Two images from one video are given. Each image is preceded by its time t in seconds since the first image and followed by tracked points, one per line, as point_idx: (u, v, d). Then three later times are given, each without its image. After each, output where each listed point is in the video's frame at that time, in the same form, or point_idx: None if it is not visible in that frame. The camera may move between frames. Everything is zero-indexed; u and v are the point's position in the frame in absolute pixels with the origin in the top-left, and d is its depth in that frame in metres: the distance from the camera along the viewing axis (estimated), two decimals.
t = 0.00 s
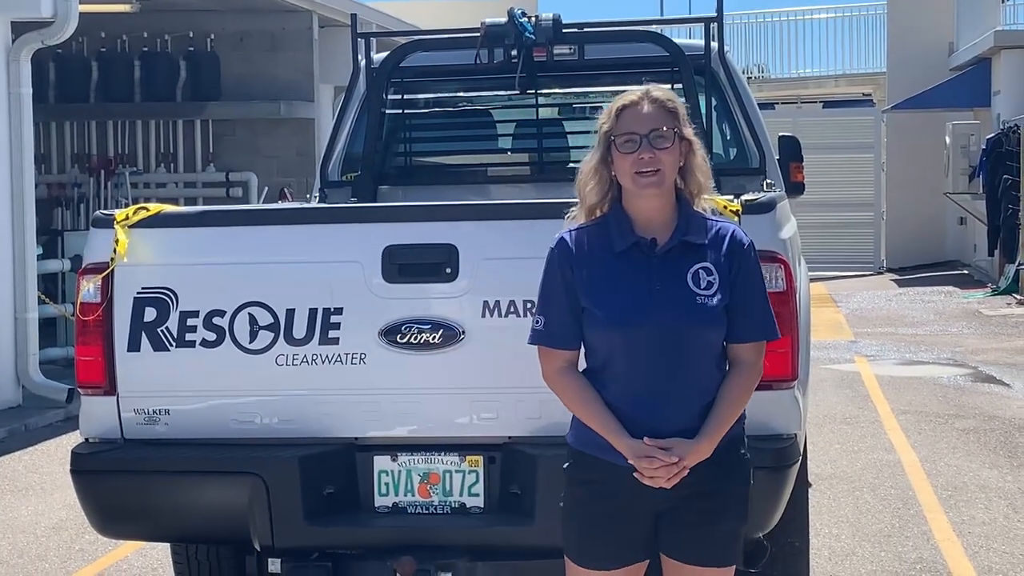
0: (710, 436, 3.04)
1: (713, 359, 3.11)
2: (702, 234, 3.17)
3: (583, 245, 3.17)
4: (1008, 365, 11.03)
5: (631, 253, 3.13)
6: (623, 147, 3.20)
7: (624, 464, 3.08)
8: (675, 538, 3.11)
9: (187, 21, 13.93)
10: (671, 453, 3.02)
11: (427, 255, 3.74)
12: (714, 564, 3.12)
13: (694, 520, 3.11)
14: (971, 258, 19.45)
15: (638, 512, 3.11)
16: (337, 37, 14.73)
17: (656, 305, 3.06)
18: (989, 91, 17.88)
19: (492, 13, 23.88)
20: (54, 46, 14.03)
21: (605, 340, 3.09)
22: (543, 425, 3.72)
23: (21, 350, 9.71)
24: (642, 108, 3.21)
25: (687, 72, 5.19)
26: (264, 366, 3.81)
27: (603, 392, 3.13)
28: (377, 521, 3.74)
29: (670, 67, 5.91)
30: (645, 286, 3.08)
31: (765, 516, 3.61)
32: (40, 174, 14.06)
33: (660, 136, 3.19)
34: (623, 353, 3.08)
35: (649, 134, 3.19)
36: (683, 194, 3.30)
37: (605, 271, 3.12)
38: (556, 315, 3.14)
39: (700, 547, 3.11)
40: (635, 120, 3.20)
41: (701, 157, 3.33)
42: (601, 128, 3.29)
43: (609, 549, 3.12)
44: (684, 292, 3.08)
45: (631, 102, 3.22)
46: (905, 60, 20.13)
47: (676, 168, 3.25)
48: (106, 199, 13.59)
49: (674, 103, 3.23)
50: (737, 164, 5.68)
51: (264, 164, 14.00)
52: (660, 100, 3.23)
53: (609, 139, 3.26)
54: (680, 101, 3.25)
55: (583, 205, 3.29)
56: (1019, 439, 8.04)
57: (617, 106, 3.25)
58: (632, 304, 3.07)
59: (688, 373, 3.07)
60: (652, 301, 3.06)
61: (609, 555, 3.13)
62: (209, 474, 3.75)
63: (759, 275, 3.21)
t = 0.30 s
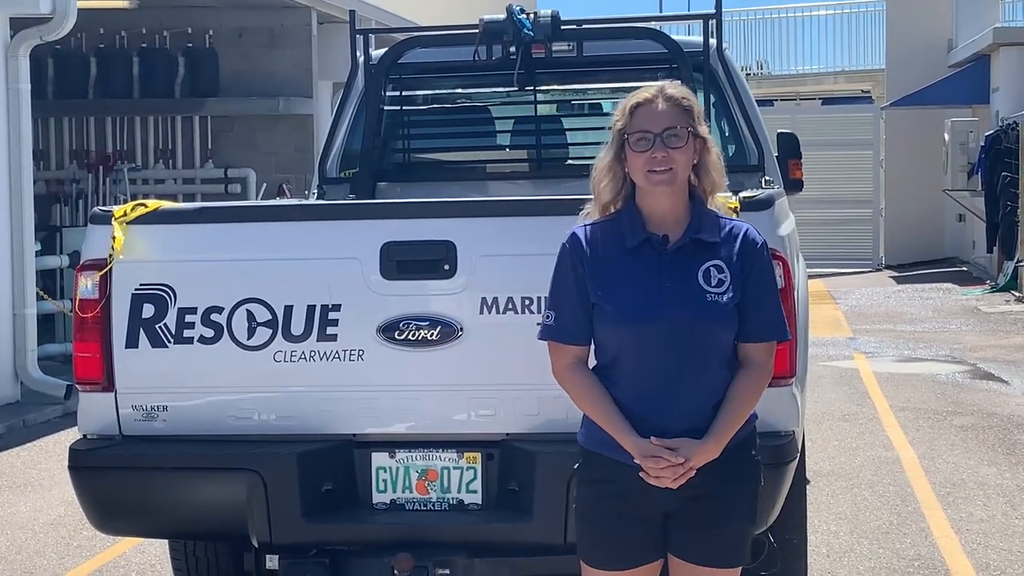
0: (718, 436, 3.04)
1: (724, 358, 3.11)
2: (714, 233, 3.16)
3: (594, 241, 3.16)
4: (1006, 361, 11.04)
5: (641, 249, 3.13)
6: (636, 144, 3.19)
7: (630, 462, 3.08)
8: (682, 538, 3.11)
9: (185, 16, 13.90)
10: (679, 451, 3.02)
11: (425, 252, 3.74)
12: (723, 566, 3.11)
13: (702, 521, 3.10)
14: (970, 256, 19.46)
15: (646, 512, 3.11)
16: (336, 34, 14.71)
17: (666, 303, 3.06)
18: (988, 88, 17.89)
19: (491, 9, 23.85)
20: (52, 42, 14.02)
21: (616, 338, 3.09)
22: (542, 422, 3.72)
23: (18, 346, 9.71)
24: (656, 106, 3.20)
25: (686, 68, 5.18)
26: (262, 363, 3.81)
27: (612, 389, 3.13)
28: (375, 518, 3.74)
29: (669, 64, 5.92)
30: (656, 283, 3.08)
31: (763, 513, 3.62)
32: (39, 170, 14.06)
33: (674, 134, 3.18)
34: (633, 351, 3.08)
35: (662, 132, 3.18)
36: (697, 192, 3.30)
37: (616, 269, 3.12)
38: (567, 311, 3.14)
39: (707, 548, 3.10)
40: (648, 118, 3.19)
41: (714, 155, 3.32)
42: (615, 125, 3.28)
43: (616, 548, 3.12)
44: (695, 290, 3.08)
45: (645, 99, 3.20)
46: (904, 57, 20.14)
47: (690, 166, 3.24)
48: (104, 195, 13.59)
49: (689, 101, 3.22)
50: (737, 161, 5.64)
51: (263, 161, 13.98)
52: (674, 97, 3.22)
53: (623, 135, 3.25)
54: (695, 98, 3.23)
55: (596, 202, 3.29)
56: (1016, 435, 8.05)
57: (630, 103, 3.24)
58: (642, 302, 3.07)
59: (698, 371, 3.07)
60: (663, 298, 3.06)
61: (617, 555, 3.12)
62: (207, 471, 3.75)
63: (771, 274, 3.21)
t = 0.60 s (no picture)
0: (725, 437, 3.03)
1: (732, 357, 3.10)
2: (723, 231, 3.15)
3: (602, 239, 3.16)
4: (1006, 360, 11.04)
5: (649, 247, 3.12)
6: (644, 141, 3.20)
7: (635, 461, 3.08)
8: (686, 539, 3.11)
9: (185, 14, 13.91)
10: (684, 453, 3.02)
11: (425, 250, 3.74)
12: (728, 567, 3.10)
13: (706, 522, 3.09)
14: (970, 254, 19.45)
15: (649, 513, 3.11)
16: (336, 32, 14.71)
17: (672, 301, 3.05)
18: (988, 87, 17.88)
19: (491, 8, 23.83)
20: (52, 40, 14.01)
21: (622, 336, 3.09)
22: (542, 420, 3.71)
23: (19, 344, 9.71)
24: (665, 103, 3.20)
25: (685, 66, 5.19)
26: (262, 360, 3.81)
27: (619, 388, 3.13)
28: (375, 516, 3.74)
29: (670, 62, 5.93)
30: (663, 282, 3.08)
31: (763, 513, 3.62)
32: (39, 167, 14.07)
33: (682, 131, 3.18)
34: (639, 349, 3.08)
35: (670, 129, 3.18)
36: (708, 192, 3.30)
37: (622, 266, 3.11)
38: (574, 308, 3.14)
39: (712, 549, 3.09)
40: (657, 115, 3.19)
41: (725, 154, 3.32)
42: (625, 123, 3.28)
43: (620, 548, 3.13)
44: (702, 289, 3.07)
45: (654, 96, 3.21)
46: (905, 55, 20.14)
47: (699, 164, 3.23)
48: (104, 193, 13.59)
49: (698, 98, 3.22)
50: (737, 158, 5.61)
51: (263, 159, 13.97)
52: (683, 95, 3.21)
53: (631, 133, 3.25)
54: (704, 96, 3.24)
55: (606, 201, 3.29)
56: (1016, 434, 8.05)
57: (639, 100, 3.24)
58: (648, 300, 3.06)
59: (704, 371, 3.07)
60: (669, 297, 3.06)
61: (621, 555, 3.13)
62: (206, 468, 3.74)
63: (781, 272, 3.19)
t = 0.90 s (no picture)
0: (723, 439, 3.02)
1: (732, 358, 3.08)
2: (724, 232, 3.14)
3: (604, 239, 3.17)
4: (1007, 359, 11.04)
5: (650, 248, 3.12)
6: (647, 143, 3.19)
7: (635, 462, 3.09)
8: (689, 539, 3.11)
9: (186, 12, 13.92)
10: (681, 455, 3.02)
11: (426, 248, 3.74)
12: (731, 568, 3.10)
13: (708, 522, 3.09)
14: (970, 254, 19.44)
15: (652, 512, 3.11)
16: (337, 30, 14.69)
17: (670, 302, 3.05)
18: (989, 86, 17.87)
19: (493, 6, 23.82)
20: (53, 38, 14.01)
21: (622, 336, 3.10)
22: (542, 419, 3.71)
23: (19, 342, 9.71)
24: (671, 105, 3.18)
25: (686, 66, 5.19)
26: (261, 359, 3.81)
27: (620, 389, 3.13)
28: (374, 514, 3.74)
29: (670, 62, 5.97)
30: (662, 283, 3.07)
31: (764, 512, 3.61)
32: (40, 165, 14.07)
33: (685, 135, 3.17)
34: (638, 350, 3.08)
35: (674, 132, 3.17)
36: (711, 193, 3.28)
37: (623, 267, 3.12)
38: (576, 308, 3.16)
39: (714, 549, 3.09)
40: (661, 117, 3.19)
41: (728, 155, 3.30)
42: (629, 123, 3.28)
43: (624, 546, 3.13)
44: (701, 290, 3.06)
45: (658, 98, 3.20)
46: (905, 54, 20.14)
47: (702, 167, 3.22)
48: (105, 191, 13.58)
49: (703, 101, 3.20)
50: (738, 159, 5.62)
51: (264, 157, 13.96)
52: (688, 98, 3.20)
53: (635, 133, 3.25)
54: (710, 100, 3.22)
55: (609, 200, 3.29)
56: (1016, 434, 8.04)
57: (644, 101, 3.23)
58: (647, 302, 3.06)
59: (703, 371, 3.06)
60: (667, 298, 3.05)
61: (625, 555, 3.13)
62: (206, 467, 3.74)
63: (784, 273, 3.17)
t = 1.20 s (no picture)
0: (716, 444, 3.01)
1: (730, 362, 3.07)
2: (722, 234, 3.11)
3: (604, 240, 3.18)
4: (1007, 359, 11.04)
5: (648, 250, 3.12)
6: (639, 149, 3.17)
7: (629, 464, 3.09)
8: (684, 537, 3.10)
9: (187, 10, 13.91)
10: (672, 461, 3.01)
11: (427, 248, 3.73)
12: (726, 567, 3.08)
13: (703, 522, 3.08)
14: (971, 253, 19.45)
15: (649, 510, 3.11)
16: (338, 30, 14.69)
17: (665, 305, 3.04)
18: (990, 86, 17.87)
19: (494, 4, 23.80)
20: (54, 36, 14.02)
21: (620, 338, 3.10)
22: (542, 418, 3.71)
23: (20, 340, 9.71)
24: (661, 108, 3.16)
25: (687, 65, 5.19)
26: (261, 357, 3.81)
27: (619, 390, 3.14)
28: (375, 513, 3.74)
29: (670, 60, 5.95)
30: (658, 286, 3.07)
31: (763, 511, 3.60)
32: (40, 163, 14.09)
33: (675, 139, 3.14)
34: (635, 353, 3.08)
35: (663, 137, 3.14)
36: (713, 191, 3.26)
37: (621, 269, 3.12)
38: (578, 308, 3.18)
39: (709, 549, 3.08)
40: (651, 122, 3.16)
41: (728, 153, 3.26)
42: (624, 126, 3.27)
43: (615, 543, 3.13)
44: (697, 293, 3.05)
45: (649, 102, 3.17)
46: (906, 54, 20.13)
47: (699, 167, 3.19)
48: (106, 189, 13.58)
49: (695, 101, 3.17)
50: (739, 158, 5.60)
51: (265, 156, 13.94)
52: (682, 99, 3.17)
53: (630, 137, 3.23)
54: (703, 99, 3.18)
55: (613, 199, 3.30)
56: (1017, 433, 8.05)
57: (636, 105, 3.22)
58: (644, 304, 3.07)
59: (698, 375, 3.05)
60: (663, 301, 3.05)
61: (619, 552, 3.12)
62: (206, 466, 3.74)
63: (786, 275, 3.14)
